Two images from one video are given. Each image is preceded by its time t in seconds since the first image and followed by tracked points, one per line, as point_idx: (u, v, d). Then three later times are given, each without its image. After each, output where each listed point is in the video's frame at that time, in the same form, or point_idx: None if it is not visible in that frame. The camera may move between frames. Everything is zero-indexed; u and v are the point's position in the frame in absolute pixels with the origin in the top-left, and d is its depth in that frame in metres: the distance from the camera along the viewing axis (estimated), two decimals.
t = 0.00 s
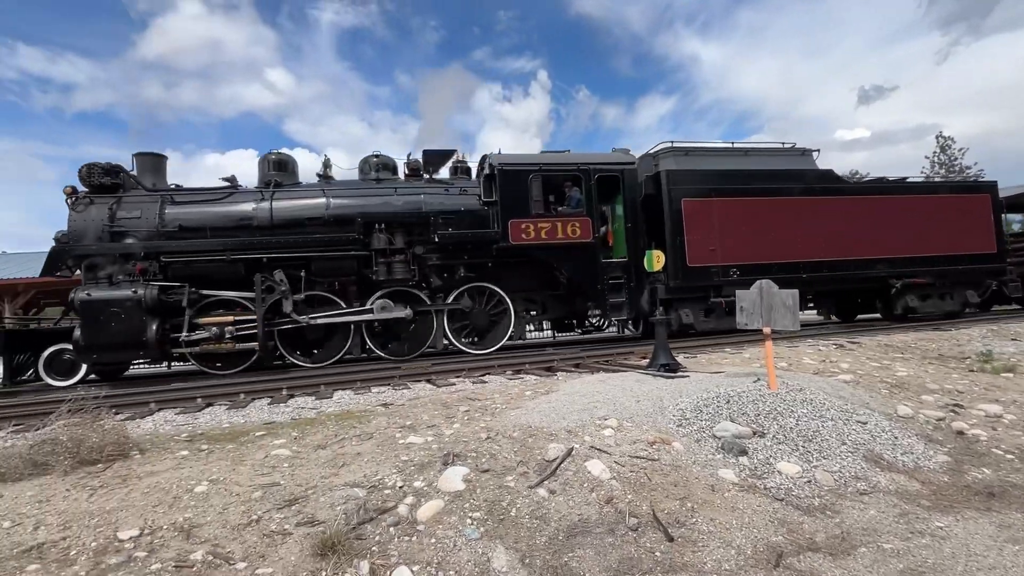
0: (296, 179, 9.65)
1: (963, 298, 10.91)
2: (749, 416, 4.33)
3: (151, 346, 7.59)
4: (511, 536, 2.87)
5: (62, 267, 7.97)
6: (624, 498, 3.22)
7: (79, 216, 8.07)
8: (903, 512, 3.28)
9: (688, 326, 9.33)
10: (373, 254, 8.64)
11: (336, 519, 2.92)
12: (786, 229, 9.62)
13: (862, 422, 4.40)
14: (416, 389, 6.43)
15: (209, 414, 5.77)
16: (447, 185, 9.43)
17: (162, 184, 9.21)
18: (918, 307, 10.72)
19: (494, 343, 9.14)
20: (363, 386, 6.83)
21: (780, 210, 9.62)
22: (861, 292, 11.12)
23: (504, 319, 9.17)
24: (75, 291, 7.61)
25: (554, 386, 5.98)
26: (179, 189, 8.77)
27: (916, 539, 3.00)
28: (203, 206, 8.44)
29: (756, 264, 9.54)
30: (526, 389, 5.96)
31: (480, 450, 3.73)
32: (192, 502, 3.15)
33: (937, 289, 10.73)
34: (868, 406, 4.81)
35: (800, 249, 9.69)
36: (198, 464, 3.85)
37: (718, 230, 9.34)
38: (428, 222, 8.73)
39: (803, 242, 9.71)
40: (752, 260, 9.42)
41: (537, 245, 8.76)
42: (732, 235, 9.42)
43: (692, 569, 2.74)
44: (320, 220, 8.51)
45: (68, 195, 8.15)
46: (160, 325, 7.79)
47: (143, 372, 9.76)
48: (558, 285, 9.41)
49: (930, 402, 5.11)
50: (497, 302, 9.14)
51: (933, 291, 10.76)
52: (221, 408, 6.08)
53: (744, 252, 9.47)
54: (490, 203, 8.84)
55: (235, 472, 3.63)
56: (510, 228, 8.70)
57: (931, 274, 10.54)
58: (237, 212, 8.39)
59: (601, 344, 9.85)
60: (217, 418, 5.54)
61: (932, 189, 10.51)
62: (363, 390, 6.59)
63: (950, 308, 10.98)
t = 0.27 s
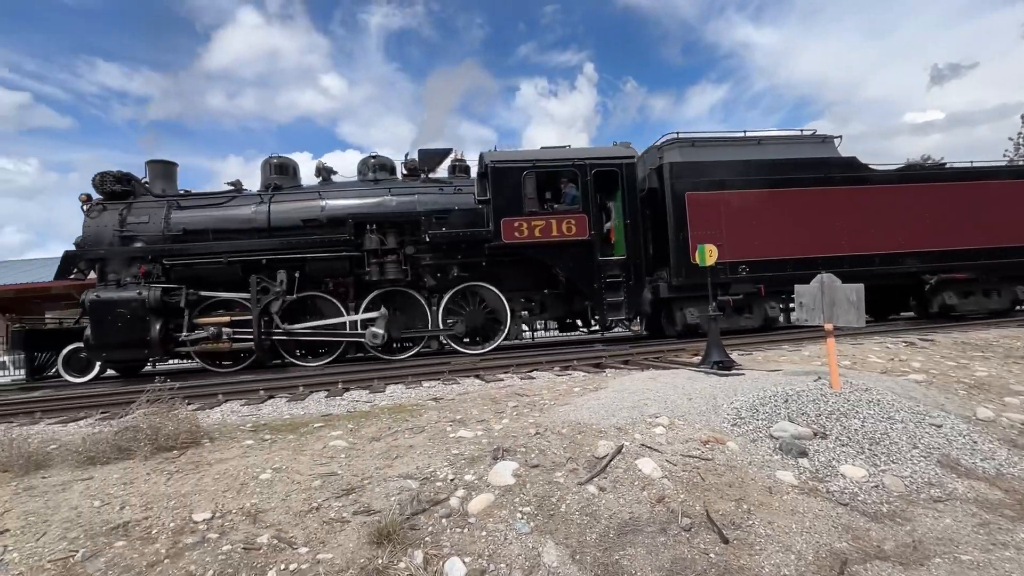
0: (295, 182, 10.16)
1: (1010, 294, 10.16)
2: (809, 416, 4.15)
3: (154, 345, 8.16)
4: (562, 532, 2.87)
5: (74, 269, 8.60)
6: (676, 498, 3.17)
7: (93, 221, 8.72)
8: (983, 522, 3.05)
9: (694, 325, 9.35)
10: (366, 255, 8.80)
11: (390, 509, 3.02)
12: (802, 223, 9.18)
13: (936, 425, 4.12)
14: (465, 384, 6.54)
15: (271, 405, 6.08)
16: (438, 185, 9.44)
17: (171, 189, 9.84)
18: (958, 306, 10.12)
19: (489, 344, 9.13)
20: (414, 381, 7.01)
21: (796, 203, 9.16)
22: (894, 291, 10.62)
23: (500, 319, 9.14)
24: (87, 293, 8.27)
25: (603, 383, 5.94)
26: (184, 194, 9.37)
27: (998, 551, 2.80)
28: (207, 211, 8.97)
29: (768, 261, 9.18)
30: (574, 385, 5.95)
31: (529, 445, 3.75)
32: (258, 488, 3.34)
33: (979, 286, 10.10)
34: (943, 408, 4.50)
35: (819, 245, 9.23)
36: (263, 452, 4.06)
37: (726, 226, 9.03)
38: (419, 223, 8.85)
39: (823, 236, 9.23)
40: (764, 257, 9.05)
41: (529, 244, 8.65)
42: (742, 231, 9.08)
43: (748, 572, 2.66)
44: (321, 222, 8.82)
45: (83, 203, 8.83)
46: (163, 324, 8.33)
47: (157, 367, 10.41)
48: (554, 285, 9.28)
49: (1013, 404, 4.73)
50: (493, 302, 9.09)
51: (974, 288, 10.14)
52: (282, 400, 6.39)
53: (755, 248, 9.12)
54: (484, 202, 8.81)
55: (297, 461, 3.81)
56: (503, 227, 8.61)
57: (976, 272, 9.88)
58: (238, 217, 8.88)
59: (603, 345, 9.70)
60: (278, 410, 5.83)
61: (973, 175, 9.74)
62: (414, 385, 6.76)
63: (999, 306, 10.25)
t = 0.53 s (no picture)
0: (297, 185, 10.59)
1: None
2: (871, 416, 3.95)
3: (159, 343, 8.71)
4: (609, 528, 2.86)
5: (90, 270, 9.36)
6: (727, 498, 3.09)
7: (107, 226, 9.45)
8: None
9: (692, 325, 9.25)
10: (357, 255, 9.01)
11: (440, 500, 3.09)
12: (810, 216, 8.90)
13: (1015, 427, 3.83)
14: (510, 379, 6.60)
15: (325, 398, 6.32)
16: (429, 185, 9.51)
17: (180, 195, 10.54)
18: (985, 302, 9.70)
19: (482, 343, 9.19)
20: (460, 375, 7.12)
21: (803, 195, 8.89)
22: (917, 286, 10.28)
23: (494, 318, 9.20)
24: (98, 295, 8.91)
25: (650, 379, 5.85)
26: (192, 200, 9.96)
27: None
28: (211, 216, 9.49)
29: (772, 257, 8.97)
30: (621, 381, 5.89)
31: (576, 441, 3.74)
32: (315, 476, 3.49)
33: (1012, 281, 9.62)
34: None
35: (828, 238, 8.94)
36: (318, 442, 4.24)
37: (727, 220, 8.88)
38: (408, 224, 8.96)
39: (832, 229, 8.93)
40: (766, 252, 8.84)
41: (519, 242, 8.65)
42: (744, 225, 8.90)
43: None
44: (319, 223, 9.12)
45: (100, 209, 9.57)
46: (168, 324, 8.86)
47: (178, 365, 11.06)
48: (551, 283, 9.19)
49: None
50: (487, 302, 9.14)
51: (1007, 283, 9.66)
52: (336, 392, 6.64)
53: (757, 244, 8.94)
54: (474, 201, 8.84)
55: (350, 451, 3.95)
56: (491, 226, 8.66)
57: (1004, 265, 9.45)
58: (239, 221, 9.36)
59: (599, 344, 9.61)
60: (332, 402, 6.07)
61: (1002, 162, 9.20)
62: (461, 379, 6.87)
63: None
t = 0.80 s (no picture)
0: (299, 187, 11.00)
1: None
2: (937, 417, 3.74)
3: (166, 341, 9.26)
4: (655, 525, 2.82)
5: (105, 273, 10.03)
6: (779, 498, 2.99)
7: (122, 230, 10.13)
8: None
9: (684, 323, 9.21)
10: (349, 255, 9.38)
11: (484, 492, 3.13)
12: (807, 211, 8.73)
13: None
14: (552, 374, 6.60)
15: (373, 390, 6.51)
16: (418, 186, 9.73)
17: (192, 199, 10.99)
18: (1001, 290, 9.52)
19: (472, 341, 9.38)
20: (503, 370, 7.17)
21: (801, 189, 8.72)
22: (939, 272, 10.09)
23: (484, 317, 9.37)
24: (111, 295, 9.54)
25: (696, 375, 5.73)
26: (199, 204, 10.47)
27: None
28: (215, 219, 10.01)
29: (768, 253, 8.83)
30: (666, 377, 5.79)
31: (620, 437, 3.71)
32: (364, 466, 3.60)
33: None
34: None
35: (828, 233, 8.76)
36: (368, 434, 4.38)
37: (719, 217, 8.81)
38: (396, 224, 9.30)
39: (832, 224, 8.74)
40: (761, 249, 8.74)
41: (505, 241, 8.76)
42: (737, 221, 8.81)
43: None
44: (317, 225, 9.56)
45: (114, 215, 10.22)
46: (175, 321, 9.42)
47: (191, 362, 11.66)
48: (541, 281, 9.25)
49: None
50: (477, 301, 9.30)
51: None
52: (383, 385, 6.84)
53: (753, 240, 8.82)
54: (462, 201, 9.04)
55: (397, 443, 4.06)
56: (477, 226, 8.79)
57: None
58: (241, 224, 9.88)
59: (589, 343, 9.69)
60: (379, 394, 6.24)
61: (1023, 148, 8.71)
62: (503, 373, 6.93)
63: None
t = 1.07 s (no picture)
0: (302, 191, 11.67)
1: None
2: (1011, 420, 3.49)
3: (177, 338, 10.16)
4: (701, 525, 2.76)
5: (122, 274, 11.05)
6: (834, 500, 2.87)
7: (140, 234, 11.10)
8: None
9: (671, 322, 9.42)
10: (343, 256, 9.99)
11: (527, 487, 3.15)
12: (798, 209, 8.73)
13: None
14: (594, 369, 6.55)
15: (417, 384, 6.64)
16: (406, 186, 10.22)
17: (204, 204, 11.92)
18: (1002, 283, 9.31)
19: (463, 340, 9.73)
20: (544, 364, 7.18)
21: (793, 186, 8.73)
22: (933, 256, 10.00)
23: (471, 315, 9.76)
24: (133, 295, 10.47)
25: (744, 372, 5.56)
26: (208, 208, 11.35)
27: None
28: (224, 221, 10.84)
29: (758, 251, 8.89)
30: (712, 373, 5.65)
31: (664, 434, 3.64)
32: (409, 458, 3.69)
33: None
34: None
35: (821, 230, 8.74)
36: (412, 426, 4.47)
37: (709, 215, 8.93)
38: (385, 224, 9.81)
39: (825, 219, 8.72)
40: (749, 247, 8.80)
41: (493, 240, 9.20)
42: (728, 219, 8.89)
43: None
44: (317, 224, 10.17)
45: (134, 220, 11.24)
46: (185, 320, 10.31)
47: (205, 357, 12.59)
48: (527, 279, 9.66)
49: None
50: (466, 299, 9.72)
51: None
52: (426, 378, 6.97)
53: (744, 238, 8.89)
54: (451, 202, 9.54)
55: (441, 436, 4.13)
56: (464, 226, 9.29)
57: None
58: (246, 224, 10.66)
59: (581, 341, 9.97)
60: (422, 388, 6.37)
61: None
62: (545, 369, 6.94)
63: None
